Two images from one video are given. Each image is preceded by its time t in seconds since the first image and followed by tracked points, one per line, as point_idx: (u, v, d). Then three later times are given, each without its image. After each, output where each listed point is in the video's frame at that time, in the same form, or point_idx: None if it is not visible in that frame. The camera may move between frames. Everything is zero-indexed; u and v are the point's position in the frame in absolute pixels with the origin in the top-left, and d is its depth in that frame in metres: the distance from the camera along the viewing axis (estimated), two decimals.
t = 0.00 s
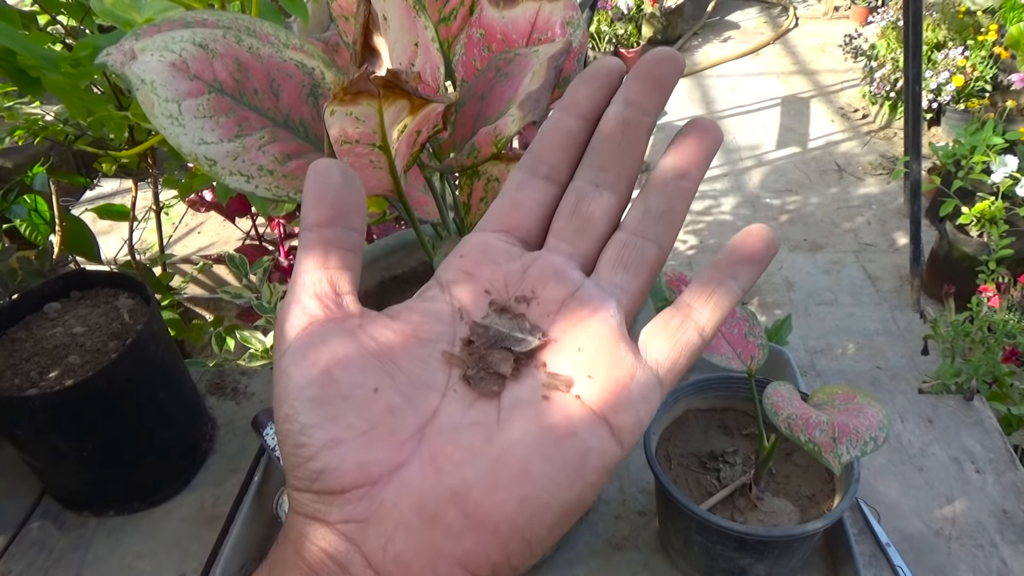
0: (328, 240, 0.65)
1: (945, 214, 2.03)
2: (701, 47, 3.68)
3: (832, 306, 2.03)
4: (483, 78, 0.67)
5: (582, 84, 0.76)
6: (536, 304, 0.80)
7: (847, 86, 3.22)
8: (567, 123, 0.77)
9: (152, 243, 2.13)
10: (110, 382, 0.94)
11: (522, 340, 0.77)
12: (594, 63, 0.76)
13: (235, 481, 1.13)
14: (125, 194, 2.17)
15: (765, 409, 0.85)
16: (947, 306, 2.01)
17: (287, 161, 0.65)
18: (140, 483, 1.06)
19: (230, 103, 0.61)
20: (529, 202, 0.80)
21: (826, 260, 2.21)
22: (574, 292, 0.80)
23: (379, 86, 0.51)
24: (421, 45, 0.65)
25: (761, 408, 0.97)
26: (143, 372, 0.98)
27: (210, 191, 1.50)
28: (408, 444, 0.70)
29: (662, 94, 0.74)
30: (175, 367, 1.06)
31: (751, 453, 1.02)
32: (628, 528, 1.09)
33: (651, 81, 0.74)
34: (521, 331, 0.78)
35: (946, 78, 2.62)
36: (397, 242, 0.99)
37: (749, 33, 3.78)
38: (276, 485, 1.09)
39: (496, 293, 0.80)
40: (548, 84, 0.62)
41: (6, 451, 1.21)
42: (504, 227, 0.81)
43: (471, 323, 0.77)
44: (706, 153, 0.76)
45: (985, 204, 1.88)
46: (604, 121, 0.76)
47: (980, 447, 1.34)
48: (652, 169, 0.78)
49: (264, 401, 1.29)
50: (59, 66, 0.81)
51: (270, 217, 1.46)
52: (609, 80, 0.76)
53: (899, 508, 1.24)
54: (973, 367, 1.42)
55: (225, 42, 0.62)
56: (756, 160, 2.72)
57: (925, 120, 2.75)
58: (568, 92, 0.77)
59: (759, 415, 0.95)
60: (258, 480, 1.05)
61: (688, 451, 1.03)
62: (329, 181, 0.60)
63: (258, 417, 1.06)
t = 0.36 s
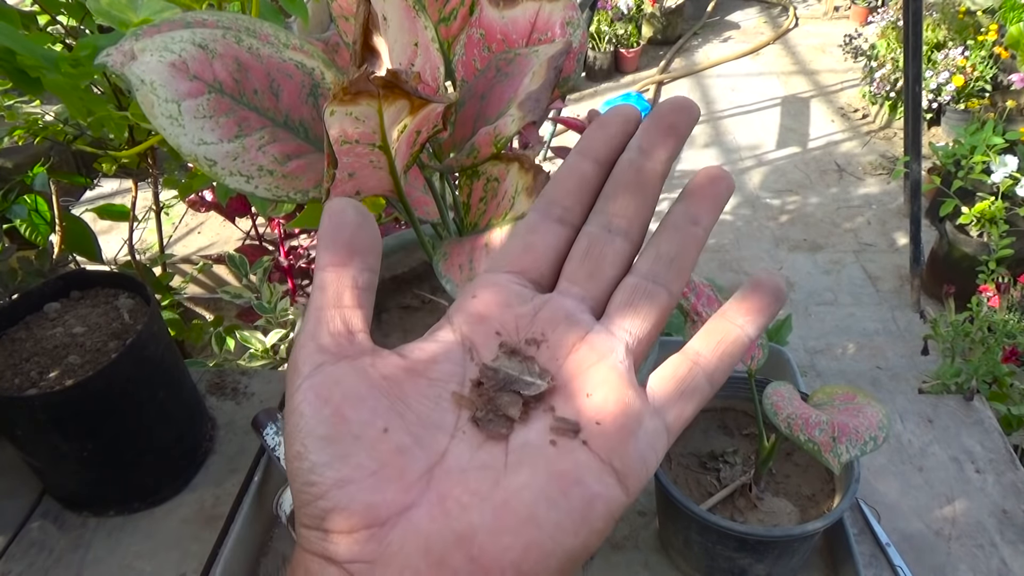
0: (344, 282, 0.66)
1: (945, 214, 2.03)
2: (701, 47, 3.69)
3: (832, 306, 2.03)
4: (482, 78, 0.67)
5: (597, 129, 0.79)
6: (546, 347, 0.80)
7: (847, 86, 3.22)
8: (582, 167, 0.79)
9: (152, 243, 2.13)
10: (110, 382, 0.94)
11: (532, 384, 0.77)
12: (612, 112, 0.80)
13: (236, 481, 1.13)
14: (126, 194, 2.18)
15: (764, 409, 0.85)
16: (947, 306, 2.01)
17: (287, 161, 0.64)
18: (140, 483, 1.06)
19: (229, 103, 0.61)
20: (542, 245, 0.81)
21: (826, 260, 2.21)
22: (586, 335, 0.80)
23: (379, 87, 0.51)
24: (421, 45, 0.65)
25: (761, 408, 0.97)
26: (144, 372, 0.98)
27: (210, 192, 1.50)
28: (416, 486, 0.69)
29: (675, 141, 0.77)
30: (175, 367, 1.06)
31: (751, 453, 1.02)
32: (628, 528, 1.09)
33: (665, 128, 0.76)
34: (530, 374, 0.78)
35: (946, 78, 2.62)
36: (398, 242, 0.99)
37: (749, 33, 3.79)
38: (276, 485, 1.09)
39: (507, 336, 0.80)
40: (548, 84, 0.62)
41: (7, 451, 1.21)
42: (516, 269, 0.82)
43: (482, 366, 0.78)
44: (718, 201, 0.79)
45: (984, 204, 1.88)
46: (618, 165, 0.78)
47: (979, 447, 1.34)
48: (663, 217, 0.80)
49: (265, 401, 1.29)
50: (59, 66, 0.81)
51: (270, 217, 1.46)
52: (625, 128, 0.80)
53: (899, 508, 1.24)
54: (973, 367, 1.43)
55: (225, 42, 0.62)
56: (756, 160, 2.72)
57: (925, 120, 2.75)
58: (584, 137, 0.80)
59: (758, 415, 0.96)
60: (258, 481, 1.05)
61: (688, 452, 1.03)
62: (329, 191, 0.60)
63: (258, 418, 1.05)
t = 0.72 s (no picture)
0: (340, 280, 0.66)
1: (945, 214, 2.03)
2: (701, 47, 3.69)
3: (832, 306, 2.03)
4: (483, 78, 0.67)
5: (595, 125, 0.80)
6: (542, 345, 0.80)
7: (847, 86, 3.22)
8: (580, 163, 0.80)
9: (152, 243, 2.13)
10: (111, 382, 0.94)
11: (529, 383, 0.77)
12: (608, 107, 0.81)
13: (236, 481, 1.13)
14: (126, 194, 2.18)
15: (764, 409, 0.85)
16: (947, 306, 2.01)
17: (287, 161, 0.64)
18: (140, 484, 1.06)
19: (230, 103, 0.61)
20: (539, 242, 0.81)
21: (826, 260, 2.21)
22: (584, 332, 0.80)
23: (379, 87, 0.51)
24: (421, 45, 0.65)
25: (761, 408, 0.97)
26: (143, 372, 0.98)
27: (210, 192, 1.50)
28: (412, 487, 0.69)
29: (674, 135, 0.77)
30: (175, 367, 1.06)
31: (751, 453, 1.02)
32: (628, 528, 1.09)
33: (663, 122, 0.77)
34: (527, 373, 0.78)
35: (946, 78, 2.62)
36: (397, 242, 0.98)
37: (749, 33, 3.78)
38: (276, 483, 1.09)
39: (504, 334, 0.80)
40: (548, 84, 0.61)
41: (7, 451, 1.21)
42: (514, 267, 0.81)
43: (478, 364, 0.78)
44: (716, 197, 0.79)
45: (985, 204, 1.88)
46: (616, 161, 0.79)
47: (979, 447, 1.34)
48: (663, 212, 0.81)
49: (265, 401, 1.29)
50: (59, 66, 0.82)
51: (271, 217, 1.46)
52: (622, 122, 0.80)
53: (899, 508, 1.24)
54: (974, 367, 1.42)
55: (224, 42, 0.62)
56: (756, 160, 2.72)
57: (925, 120, 2.75)
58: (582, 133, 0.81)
59: (758, 415, 0.95)
60: (258, 480, 1.05)
61: (688, 452, 1.03)
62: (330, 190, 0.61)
63: (258, 418, 1.05)
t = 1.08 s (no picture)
0: (302, 443, 0.57)
1: (945, 214, 2.03)
2: (701, 47, 3.69)
3: (832, 306, 2.03)
4: (483, 78, 0.67)
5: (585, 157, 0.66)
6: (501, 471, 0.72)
7: (847, 86, 3.22)
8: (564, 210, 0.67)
9: (152, 243, 2.13)
10: (111, 382, 0.94)
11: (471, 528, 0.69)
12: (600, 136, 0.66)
13: (235, 481, 1.13)
14: (126, 195, 2.18)
15: (764, 409, 0.85)
16: (947, 306, 2.01)
17: (287, 161, 0.64)
18: (140, 484, 1.06)
19: (229, 103, 0.61)
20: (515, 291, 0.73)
21: (826, 260, 2.21)
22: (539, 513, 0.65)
23: (379, 86, 0.51)
24: (421, 45, 0.65)
25: (761, 408, 0.97)
26: (143, 372, 0.98)
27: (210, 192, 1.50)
28: None
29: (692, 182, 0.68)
30: (175, 368, 1.06)
31: (751, 453, 1.02)
32: (628, 528, 1.08)
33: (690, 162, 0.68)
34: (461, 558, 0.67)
35: (946, 78, 2.62)
36: (398, 241, 0.97)
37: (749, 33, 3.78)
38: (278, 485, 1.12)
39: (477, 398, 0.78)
40: (547, 84, 0.61)
41: (7, 451, 1.21)
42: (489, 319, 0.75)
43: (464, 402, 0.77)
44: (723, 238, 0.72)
45: (985, 203, 1.88)
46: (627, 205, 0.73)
47: (979, 447, 1.34)
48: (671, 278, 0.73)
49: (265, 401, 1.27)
50: (59, 67, 0.82)
51: (271, 216, 1.47)
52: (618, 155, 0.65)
53: (899, 508, 1.23)
54: (974, 367, 1.47)
55: (223, 42, 0.62)
56: (756, 160, 2.72)
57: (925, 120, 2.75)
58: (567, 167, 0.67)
59: (758, 415, 0.95)
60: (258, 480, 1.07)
61: (688, 451, 1.03)
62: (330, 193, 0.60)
63: (258, 417, 1.03)
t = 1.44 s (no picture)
0: None
1: (945, 214, 2.03)
2: (701, 47, 3.69)
3: (832, 306, 2.03)
4: (483, 78, 0.67)
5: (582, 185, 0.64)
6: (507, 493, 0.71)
7: (847, 86, 3.22)
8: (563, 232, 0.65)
9: (153, 243, 2.13)
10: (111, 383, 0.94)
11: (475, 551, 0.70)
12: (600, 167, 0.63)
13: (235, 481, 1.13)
14: (126, 194, 2.18)
15: (764, 409, 0.85)
16: (947, 306, 2.01)
17: (287, 161, 0.64)
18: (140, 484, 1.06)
19: (230, 103, 0.61)
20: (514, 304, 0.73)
21: (826, 260, 2.21)
22: None
23: (379, 87, 0.51)
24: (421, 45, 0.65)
25: (761, 408, 0.97)
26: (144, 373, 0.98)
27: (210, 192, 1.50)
28: None
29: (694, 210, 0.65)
30: (175, 368, 1.06)
31: (751, 453, 1.02)
32: (628, 528, 1.08)
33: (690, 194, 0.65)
34: None
35: (946, 78, 2.62)
36: (398, 241, 0.97)
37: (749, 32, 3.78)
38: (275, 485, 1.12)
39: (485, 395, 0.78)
40: (548, 84, 0.61)
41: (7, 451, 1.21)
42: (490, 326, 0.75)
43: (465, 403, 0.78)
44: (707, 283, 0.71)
45: (985, 204, 1.88)
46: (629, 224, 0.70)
47: (979, 447, 1.33)
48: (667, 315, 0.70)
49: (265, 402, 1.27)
50: (59, 66, 0.82)
51: (271, 216, 1.47)
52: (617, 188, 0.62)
53: (899, 508, 1.23)
54: (974, 367, 1.47)
55: (224, 41, 0.62)
56: (756, 160, 2.72)
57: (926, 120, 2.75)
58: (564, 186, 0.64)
59: (758, 415, 0.95)
60: (258, 480, 1.08)
61: (688, 452, 1.03)
62: (330, 193, 0.60)
63: (258, 418, 1.02)
